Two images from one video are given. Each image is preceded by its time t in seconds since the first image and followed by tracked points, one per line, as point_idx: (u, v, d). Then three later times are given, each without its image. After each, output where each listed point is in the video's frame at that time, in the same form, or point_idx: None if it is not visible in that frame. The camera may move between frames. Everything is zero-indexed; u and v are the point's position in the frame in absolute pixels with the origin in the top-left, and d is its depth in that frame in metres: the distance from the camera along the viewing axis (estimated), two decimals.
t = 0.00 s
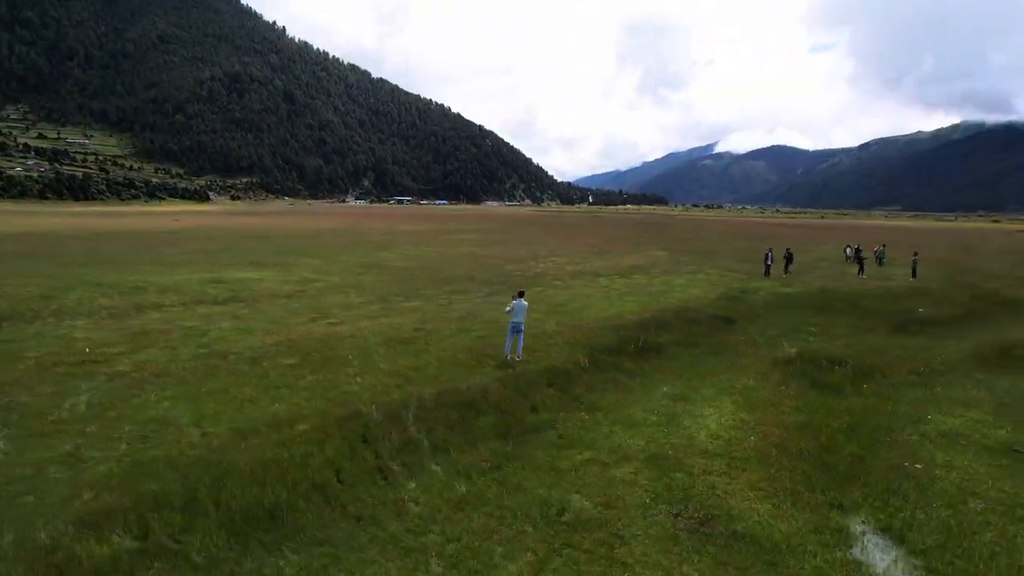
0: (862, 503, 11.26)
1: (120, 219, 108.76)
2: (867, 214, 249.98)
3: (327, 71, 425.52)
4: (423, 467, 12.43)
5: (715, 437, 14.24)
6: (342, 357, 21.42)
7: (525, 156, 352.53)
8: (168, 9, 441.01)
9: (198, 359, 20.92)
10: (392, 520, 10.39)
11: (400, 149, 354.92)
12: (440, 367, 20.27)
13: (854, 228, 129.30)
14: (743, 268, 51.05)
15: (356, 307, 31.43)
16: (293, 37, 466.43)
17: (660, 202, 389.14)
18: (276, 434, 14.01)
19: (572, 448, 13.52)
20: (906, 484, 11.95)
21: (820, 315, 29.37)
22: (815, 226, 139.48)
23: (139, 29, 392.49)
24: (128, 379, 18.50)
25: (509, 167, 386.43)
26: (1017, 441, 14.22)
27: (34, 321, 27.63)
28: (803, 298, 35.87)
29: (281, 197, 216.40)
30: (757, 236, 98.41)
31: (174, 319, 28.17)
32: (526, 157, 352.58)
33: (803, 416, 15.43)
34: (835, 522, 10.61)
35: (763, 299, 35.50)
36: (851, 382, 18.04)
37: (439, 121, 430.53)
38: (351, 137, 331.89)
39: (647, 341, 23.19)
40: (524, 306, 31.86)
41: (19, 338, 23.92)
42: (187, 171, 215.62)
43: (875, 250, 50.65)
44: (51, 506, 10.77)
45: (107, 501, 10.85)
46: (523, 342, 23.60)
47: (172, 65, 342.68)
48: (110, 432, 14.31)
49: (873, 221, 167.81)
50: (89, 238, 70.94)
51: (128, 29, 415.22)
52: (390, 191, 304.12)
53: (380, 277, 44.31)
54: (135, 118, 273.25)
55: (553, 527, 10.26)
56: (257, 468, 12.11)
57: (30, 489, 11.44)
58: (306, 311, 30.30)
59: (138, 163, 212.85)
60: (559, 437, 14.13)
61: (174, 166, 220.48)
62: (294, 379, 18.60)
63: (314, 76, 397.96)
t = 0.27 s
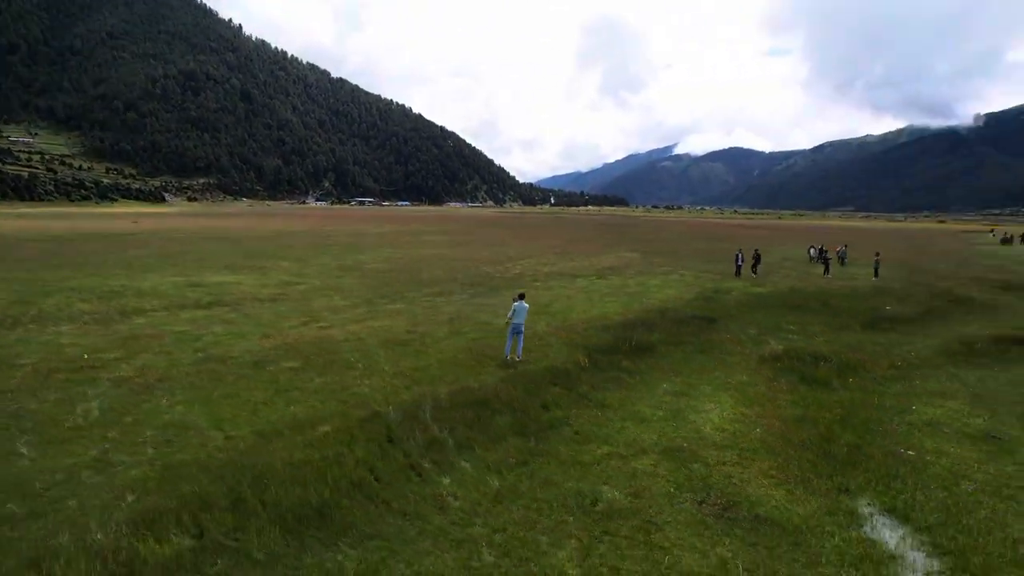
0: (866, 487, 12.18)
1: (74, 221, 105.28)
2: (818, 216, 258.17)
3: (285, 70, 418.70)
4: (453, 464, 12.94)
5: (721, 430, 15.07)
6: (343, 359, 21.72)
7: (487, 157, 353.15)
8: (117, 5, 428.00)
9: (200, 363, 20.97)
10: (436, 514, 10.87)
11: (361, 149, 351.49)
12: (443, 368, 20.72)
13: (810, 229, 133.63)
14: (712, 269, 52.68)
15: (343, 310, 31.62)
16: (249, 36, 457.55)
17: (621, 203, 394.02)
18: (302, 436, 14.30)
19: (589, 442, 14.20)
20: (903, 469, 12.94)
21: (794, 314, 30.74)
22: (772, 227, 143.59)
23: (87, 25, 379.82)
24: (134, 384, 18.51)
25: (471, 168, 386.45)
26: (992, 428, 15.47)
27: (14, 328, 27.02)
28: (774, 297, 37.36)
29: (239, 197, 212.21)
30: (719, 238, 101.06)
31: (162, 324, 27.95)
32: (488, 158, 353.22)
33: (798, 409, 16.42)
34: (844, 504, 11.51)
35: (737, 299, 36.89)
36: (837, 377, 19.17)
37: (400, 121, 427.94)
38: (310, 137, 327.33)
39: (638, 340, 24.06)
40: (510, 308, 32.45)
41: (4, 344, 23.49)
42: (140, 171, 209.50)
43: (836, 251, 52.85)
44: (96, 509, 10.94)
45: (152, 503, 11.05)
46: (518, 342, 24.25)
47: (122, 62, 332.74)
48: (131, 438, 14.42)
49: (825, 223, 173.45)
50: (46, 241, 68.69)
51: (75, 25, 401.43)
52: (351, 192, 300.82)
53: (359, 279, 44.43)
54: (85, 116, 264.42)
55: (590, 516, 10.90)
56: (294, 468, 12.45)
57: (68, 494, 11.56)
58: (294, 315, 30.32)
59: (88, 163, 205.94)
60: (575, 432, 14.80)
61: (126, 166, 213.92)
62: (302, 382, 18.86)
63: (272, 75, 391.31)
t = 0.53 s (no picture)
0: (868, 474, 13.15)
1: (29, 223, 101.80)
2: (776, 217, 264.64)
3: (243, 68, 410.61)
4: (481, 461, 13.47)
5: (726, 424, 15.93)
6: (346, 361, 21.95)
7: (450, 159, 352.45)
8: None
9: (203, 368, 21.03)
10: (477, 508, 11.40)
11: (322, 150, 346.94)
12: (447, 370, 21.16)
13: (771, 230, 137.13)
14: (685, 270, 54.06)
15: (333, 313, 31.77)
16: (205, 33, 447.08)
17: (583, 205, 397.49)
18: (327, 437, 14.65)
19: (606, 438, 14.90)
20: (899, 457, 13.95)
21: (771, 313, 32.06)
22: (734, 227, 146.93)
23: (32, 20, 366.27)
24: (143, 390, 18.53)
25: (434, 169, 385.05)
26: (972, 418, 16.68)
27: None
28: (748, 297, 38.70)
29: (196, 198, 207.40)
30: (685, 238, 103.21)
31: (152, 329, 27.76)
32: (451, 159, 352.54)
33: (794, 403, 17.40)
34: (852, 490, 12.42)
35: (714, 298, 38.12)
36: (825, 372, 20.27)
37: (361, 121, 423.77)
38: (270, 138, 321.91)
39: (630, 341, 24.89)
40: (497, 309, 33.00)
41: None
42: (91, 172, 202.95)
43: (803, 251, 54.71)
44: (143, 513, 11.16)
45: (198, 506, 11.30)
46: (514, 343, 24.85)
47: (72, 59, 321.99)
48: (155, 443, 14.56)
49: (784, 224, 178.45)
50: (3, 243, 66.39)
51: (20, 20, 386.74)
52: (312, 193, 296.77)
53: (340, 282, 44.43)
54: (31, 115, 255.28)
55: (622, 506, 11.58)
56: (329, 468, 12.80)
57: (109, 498, 11.74)
58: (284, 319, 30.33)
59: (36, 164, 198.72)
60: (590, 429, 15.45)
61: (75, 167, 207.20)
62: (312, 384, 19.15)
63: (229, 74, 383.55)
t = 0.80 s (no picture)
0: (869, 462, 14.15)
1: None
2: (735, 219, 270.98)
3: (199, 67, 401.71)
4: (509, 458, 14.02)
5: (731, 420, 16.83)
6: (351, 365, 22.31)
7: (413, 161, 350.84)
8: None
9: (208, 373, 21.12)
10: (515, 502, 11.97)
11: (282, 151, 341.83)
12: (452, 371, 21.67)
13: (732, 231, 140.75)
14: (659, 272, 55.45)
15: (323, 317, 31.93)
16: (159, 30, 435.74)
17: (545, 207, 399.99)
18: (354, 439, 15.05)
19: (621, 433, 15.64)
20: (895, 446, 14.98)
21: (749, 313, 33.44)
22: (698, 229, 150.20)
23: None
24: (154, 396, 18.61)
25: (396, 171, 382.68)
26: (954, 409, 17.91)
27: None
28: (725, 298, 40.06)
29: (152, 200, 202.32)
30: (652, 240, 105.18)
31: (143, 335, 27.58)
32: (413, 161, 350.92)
33: (790, 399, 18.41)
34: (857, 476, 13.38)
35: (692, 300, 39.36)
36: (813, 369, 21.42)
37: (322, 122, 418.55)
38: (228, 138, 315.72)
39: (623, 341, 25.80)
40: (485, 312, 33.62)
41: None
42: (40, 173, 196.14)
43: (770, 252, 57.05)
44: (193, 515, 11.43)
45: (246, 507, 11.63)
46: (511, 346, 25.48)
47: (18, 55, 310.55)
48: (182, 448, 14.76)
49: (744, 226, 182.99)
50: None
51: None
52: (272, 195, 292.12)
53: (321, 285, 44.45)
54: None
55: (651, 497, 12.30)
56: (364, 467, 13.21)
57: (154, 501, 11.97)
58: (275, 323, 30.39)
59: None
60: (604, 426, 16.18)
61: (23, 168, 200.09)
62: (323, 389, 19.47)
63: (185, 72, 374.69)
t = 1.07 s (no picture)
0: (866, 452, 15.16)
1: None
2: (695, 220, 276.25)
3: (151, 64, 390.95)
4: (533, 455, 14.60)
5: (734, 415, 17.71)
6: (354, 368, 22.57)
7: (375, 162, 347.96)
8: None
9: (214, 378, 21.15)
10: (549, 497, 12.44)
11: (240, 151, 335.33)
12: (456, 373, 22.12)
13: (695, 232, 143.67)
14: (632, 273, 56.59)
15: (311, 321, 31.93)
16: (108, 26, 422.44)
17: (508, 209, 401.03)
18: (377, 440, 15.40)
19: (634, 430, 16.32)
20: (887, 437, 16.04)
21: (728, 313, 34.69)
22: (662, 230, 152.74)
23: None
24: (164, 402, 18.62)
25: (357, 172, 378.95)
26: (936, 400, 19.10)
27: None
28: (701, 299, 41.36)
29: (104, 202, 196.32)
30: (619, 242, 106.83)
31: (133, 340, 27.25)
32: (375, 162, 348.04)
33: (786, 395, 19.38)
34: (859, 466, 14.34)
35: (670, 301, 40.44)
36: (802, 367, 22.45)
37: (281, 122, 411.85)
38: (183, 138, 308.17)
39: (616, 342, 26.60)
40: (473, 315, 34.11)
41: None
42: None
43: (739, 253, 58.95)
44: (238, 517, 11.67)
45: (290, 508, 11.93)
46: (508, 347, 26.02)
47: None
48: (207, 453, 14.86)
49: (704, 228, 186.79)
50: None
51: None
52: (230, 196, 286.34)
53: (302, 289, 44.24)
54: None
55: (675, 489, 13.00)
56: (396, 468, 13.62)
57: (198, 505, 12.21)
58: (266, 327, 30.32)
59: None
60: (616, 424, 16.85)
61: None
62: (334, 393, 19.71)
63: (137, 69, 364.26)
